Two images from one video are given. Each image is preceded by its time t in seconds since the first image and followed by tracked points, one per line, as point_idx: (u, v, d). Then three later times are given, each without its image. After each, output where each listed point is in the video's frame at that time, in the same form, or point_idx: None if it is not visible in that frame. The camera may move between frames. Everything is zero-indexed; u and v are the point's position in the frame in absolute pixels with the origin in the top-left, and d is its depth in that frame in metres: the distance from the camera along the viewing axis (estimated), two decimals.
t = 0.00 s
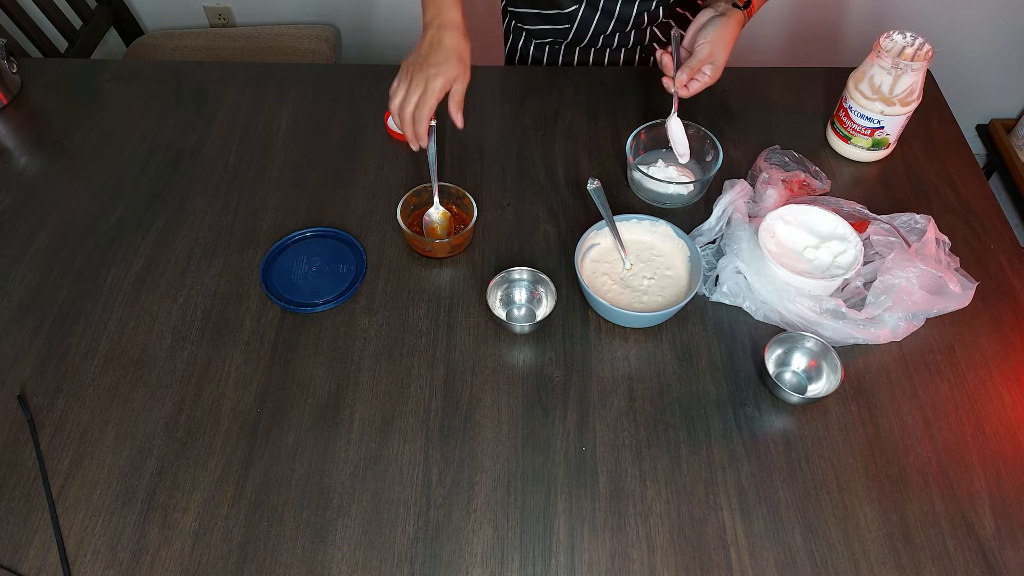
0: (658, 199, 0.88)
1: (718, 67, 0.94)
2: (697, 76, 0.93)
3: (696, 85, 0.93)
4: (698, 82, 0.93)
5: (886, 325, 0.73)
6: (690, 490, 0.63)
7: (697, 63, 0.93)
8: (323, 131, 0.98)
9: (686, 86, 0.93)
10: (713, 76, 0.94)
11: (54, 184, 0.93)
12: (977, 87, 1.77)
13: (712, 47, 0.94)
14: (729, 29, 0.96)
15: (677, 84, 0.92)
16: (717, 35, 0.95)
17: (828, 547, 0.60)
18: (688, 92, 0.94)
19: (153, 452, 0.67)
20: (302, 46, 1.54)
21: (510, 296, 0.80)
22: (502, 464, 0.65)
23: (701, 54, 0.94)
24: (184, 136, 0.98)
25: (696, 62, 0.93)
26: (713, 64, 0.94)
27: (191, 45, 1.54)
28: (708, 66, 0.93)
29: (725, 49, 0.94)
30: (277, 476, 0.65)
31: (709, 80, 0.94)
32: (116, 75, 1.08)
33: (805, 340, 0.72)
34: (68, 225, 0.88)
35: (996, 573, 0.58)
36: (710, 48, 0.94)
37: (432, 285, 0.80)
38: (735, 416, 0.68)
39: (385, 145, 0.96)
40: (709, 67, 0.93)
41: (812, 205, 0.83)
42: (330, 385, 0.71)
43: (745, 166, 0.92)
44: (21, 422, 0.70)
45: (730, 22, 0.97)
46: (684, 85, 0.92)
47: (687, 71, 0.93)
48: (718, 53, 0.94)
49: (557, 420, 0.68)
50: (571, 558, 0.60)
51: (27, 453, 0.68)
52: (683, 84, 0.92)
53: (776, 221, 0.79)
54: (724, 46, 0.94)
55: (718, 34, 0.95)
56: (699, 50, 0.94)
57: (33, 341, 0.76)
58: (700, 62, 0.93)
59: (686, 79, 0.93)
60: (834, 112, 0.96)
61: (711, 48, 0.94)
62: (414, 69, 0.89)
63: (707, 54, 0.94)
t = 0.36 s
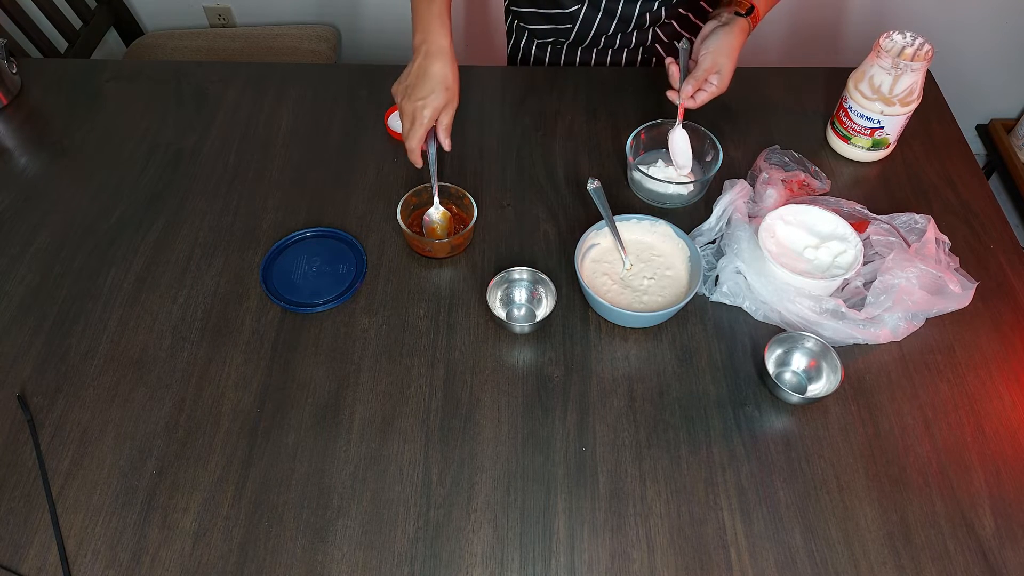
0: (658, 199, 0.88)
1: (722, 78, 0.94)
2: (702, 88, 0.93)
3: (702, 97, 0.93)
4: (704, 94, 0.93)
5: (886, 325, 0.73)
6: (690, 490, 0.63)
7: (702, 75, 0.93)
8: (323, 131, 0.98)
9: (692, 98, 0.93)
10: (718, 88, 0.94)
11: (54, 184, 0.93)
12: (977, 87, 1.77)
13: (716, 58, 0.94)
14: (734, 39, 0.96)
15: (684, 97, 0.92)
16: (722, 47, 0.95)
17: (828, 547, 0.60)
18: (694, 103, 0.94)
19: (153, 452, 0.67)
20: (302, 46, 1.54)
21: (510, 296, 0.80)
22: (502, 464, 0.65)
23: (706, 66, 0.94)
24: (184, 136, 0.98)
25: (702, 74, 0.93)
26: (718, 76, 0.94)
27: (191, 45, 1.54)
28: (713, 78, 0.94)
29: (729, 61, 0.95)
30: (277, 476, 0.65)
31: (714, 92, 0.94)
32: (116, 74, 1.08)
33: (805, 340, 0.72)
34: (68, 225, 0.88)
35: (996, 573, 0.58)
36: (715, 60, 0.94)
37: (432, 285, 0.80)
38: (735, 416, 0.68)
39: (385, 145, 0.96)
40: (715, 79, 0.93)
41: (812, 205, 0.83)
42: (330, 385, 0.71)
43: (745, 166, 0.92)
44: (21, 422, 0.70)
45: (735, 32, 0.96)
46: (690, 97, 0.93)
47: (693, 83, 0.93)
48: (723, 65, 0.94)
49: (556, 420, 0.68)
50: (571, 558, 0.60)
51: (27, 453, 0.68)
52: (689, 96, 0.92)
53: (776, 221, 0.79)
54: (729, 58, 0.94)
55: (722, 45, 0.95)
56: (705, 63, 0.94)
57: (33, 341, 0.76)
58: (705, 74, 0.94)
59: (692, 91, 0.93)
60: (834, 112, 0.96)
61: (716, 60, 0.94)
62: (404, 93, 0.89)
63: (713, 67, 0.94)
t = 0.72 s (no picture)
0: (658, 199, 0.88)
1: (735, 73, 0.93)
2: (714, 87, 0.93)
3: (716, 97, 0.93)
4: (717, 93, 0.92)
5: (886, 325, 0.73)
6: (690, 490, 0.63)
7: (711, 74, 0.93)
8: (323, 131, 0.98)
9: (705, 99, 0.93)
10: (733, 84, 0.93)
11: (54, 184, 0.93)
12: (977, 87, 1.77)
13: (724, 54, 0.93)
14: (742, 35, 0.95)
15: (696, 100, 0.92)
16: (728, 43, 0.94)
17: (828, 547, 0.60)
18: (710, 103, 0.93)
19: (153, 452, 0.67)
20: (302, 46, 1.54)
21: (510, 296, 0.80)
22: (502, 464, 0.65)
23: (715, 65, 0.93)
24: (184, 136, 0.98)
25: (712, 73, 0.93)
26: (729, 72, 0.93)
27: (191, 45, 1.54)
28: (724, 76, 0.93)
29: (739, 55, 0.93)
30: (276, 476, 0.65)
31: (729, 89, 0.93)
32: (116, 75, 1.08)
33: (805, 340, 0.72)
34: (68, 225, 0.88)
35: (996, 573, 0.58)
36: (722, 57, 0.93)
37: (432, 285, 0.80)
38: (735, 416, 0.68)
39: (385, 145, 0.96)
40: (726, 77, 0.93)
41: (812, 205, 0.83)
42: (329, 385, 0.71)
43: (745, 166, 0.92)
44: (21, 422, 0.70)
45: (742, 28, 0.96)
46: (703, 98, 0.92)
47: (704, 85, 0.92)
48: (733, 59, 0.93)
49: (556, 420, 0.68)
50: (571, 558, 0.60)
51: (27, 453, 0.68)
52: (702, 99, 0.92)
53: (776, 221, 0.79)
54: (738, 52, 0.93)
55: (729, 42, 0.94)
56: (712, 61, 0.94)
57: (33, 341, 0.76)
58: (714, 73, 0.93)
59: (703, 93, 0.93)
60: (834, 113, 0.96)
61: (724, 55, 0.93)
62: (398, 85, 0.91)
63: (723, 64, 0.93)
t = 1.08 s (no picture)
0: (659, 198, 0.88)
1: (749, 65, 0.92)
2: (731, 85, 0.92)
3: (739, 92, 0.92)
4: (737, 89, 0.91)
5: (886, 325, 0.73)
6: (690, 490, 0.63)
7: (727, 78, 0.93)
8: (323, 131, 0.98)
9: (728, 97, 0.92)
10: (753, 76, 0.91)
11: (54, 184, 0.93)
12: (977, 87, 1.77)
13: (733, 54, 0.94)
14: (749, 31, 0.95)
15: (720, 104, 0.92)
16: (735, 44, 0.95)
17: (828, 547, 0.60)
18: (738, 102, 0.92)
19: (153, 452, 0.67)
20: (302, 46, 1.54)
21: (510, 296, 0.80)
22: (502, 464, 0.65)
23: (727, 66, 0.94)
24: (184, 136, 0.98)
25: (727, 76, 0.94)
26: (741, 66, 0.92)
27: (191, 45, 1.54)
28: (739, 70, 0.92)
29: (750, 49, 0.93)
30: (276, 476, 0.65)
31: (752, 82, 0.91)
32: (116, 75, 1.08)
33: (805, 340, 0.72)
34: (68, 225, 0.88)
35: (996, 573, 0.58)
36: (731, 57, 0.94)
37: (432, 285, 0.80)
38: (735, 416, 0.68)
39: (385, 146, 0.96)
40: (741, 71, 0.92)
41: (812, 205, 0.83)
42: (329, 385, 0.71)
43: (745, 166, 0.92)
44: (21, 422, 0.70)
45: (748, 26, 0.96)
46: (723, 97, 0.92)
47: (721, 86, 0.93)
48: (742, 55, 0.93)
49: (556, 420, 0.68)
50: (571, 558, 0.60)
51: (27, 453, 0.68)
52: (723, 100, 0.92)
53: (776, 221, 0.79)
54: (745, 48, 0.93)
55: (735, 42, 0.95)
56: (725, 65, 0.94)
57: (33, 341, 0.76)
58: (728, 74, 0.94)
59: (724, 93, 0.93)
60: (834, 113, 0.96)
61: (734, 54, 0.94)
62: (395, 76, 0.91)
63: (734, 62, 0.93)
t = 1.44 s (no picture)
0: (659, 199, 0.88)
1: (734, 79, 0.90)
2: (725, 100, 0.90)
3: (735, 103, 0.89)
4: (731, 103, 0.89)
5: (886, 325, 0.73)
6: (690, 490, 0.63)
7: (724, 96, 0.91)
8: (323, 131, 0.98)
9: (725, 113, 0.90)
10: (744, 86, 0.89)
11: (53, 184, 0.93)
12: (977, 87, 1.77)
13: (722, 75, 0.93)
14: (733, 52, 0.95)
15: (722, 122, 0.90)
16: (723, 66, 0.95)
17: (828, 547, 0.60)
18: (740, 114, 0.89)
19: (153, 452, 0.67)
20: (302, 45, 1.54)
21: (510, 296, 0.80)
22: (502, 464, 0.65)
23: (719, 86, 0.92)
24: (184, 136, 0.98)
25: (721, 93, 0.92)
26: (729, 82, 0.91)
27: (191, 45, 1.54)
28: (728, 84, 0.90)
29: (734, 67, 0.92)
30: (276, 476, 0.65)
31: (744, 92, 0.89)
32: (116, 75, 1.08)
33: (805, 340, 0.72)
34: (68, 225, 0.88)
35: (996, 572, 0.58)
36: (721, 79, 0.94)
37: (432, 284, 0.80)
38: (735, 416, 0.68)
39: (385, 146, 0.96)
40: (729, 85, 0.90)
41: (812, 205, 0.83)
42: (329, 384, 0.71)
43: (745, 166, 0.92)
44: (21, 422, 0.70)
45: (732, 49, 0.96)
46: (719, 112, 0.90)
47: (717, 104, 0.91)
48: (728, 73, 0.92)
49: (556, 420, 0.68)
50: (571, 558, 0.60)
51: (27, 453, 0.68)
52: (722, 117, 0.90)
53: (776, 221, 0.79)
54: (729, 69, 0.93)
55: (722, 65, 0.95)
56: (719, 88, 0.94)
57: (33, 341, 0.76)
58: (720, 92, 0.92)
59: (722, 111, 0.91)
60: (834, 113, 0.96)
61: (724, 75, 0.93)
62: (400, 74, 0.90)
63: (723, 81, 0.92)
